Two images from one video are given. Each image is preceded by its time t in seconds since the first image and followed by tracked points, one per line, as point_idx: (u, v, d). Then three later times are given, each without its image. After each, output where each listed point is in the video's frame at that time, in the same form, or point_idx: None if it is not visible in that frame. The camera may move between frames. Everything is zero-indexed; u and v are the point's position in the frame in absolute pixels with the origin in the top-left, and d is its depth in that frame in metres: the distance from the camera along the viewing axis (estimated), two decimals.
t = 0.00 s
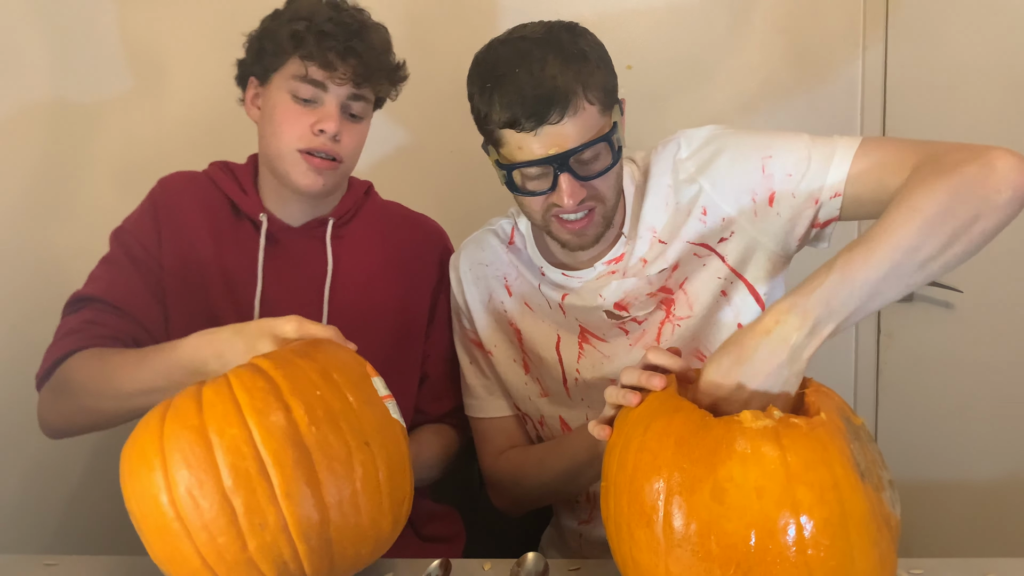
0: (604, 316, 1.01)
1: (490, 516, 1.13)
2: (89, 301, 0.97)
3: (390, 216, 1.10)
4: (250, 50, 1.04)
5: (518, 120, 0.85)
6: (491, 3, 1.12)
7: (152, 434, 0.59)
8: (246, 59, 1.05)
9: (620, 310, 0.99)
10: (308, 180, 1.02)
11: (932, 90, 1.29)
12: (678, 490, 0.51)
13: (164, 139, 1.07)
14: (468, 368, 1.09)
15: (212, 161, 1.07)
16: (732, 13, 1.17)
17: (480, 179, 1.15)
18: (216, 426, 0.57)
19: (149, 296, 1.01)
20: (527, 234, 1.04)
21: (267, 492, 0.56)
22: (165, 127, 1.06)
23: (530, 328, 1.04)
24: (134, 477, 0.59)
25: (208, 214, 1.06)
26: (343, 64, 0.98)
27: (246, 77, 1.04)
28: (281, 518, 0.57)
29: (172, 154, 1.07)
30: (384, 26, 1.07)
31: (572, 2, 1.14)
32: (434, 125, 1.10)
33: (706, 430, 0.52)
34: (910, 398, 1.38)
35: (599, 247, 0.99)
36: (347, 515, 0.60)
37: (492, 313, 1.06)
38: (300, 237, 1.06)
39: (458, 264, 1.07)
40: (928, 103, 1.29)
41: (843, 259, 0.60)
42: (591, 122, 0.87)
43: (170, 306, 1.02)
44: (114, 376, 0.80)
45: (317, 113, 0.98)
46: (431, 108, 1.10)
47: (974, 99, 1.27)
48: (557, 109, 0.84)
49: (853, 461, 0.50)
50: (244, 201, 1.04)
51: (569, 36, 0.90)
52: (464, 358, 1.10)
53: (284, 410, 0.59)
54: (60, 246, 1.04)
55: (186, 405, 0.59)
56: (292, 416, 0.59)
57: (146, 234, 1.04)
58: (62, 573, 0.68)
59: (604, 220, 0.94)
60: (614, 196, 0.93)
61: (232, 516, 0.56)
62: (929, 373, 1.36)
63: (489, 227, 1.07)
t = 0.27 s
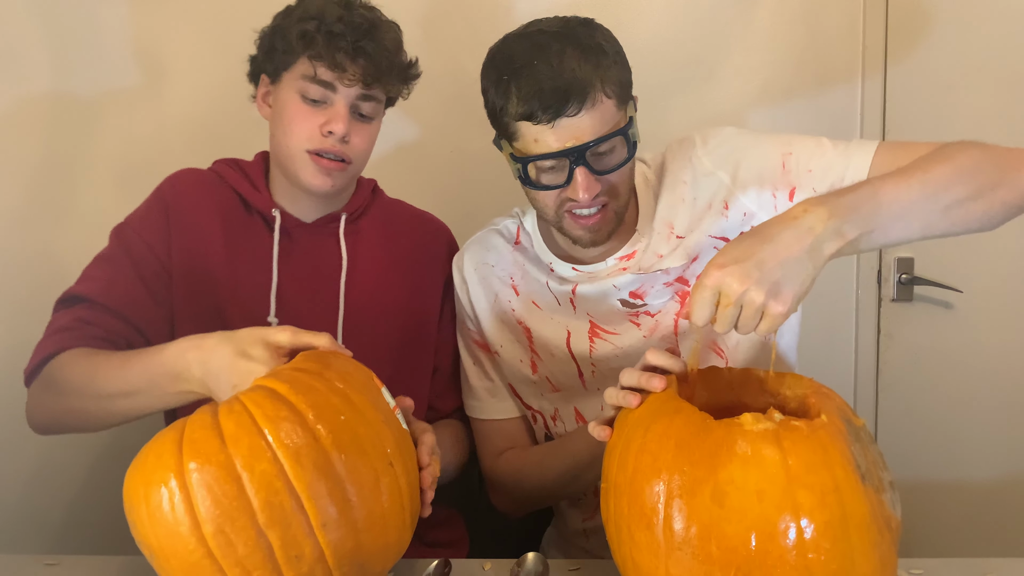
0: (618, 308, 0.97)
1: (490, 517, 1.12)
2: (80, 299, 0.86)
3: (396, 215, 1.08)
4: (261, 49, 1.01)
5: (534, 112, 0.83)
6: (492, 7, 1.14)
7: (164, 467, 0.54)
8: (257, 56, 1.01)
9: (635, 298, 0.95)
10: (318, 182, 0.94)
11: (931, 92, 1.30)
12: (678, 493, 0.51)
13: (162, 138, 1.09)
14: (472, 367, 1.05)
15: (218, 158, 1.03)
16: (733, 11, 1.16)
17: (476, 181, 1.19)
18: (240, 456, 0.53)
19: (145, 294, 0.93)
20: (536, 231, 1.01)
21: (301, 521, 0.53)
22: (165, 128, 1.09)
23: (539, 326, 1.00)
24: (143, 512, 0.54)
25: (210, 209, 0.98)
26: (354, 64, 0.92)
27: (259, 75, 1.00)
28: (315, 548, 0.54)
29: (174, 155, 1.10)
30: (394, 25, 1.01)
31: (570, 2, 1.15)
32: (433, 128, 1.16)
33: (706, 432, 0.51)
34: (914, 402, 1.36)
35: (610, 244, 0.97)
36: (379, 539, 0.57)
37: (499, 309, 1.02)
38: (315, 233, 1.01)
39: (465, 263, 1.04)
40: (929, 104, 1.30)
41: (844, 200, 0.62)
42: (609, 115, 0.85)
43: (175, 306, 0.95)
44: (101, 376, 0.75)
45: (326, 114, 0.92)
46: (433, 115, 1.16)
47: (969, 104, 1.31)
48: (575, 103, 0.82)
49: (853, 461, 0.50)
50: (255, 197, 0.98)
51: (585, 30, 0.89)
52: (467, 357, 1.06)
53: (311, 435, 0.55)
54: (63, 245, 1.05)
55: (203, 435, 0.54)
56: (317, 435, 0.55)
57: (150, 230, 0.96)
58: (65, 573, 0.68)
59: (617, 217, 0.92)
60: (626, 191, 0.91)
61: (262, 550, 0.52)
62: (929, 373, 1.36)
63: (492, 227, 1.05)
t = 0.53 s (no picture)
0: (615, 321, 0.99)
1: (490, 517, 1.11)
2: (86, 297, 0.86)
3: (396, 215, 1.08)
4: (264, 48, 1.01)
5: (546, 101, 0.84)
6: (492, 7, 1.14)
7: (168, 429, 0.58)
8: (263, 56, 1.01)
9: (632, 316, 0.97)
10: (317, 181, 0.94)
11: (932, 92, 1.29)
12: (678, 492, 0.51)
13: (164, 139, 1.09)
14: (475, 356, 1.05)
15: (220, 156, 1.04)
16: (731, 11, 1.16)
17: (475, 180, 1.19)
18: (236, 420, 0.57)
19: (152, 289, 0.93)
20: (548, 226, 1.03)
21: (287, 484, 0.56)
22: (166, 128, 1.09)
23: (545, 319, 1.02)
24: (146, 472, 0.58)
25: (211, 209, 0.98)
26: (356, 66, 0.92)
27: (262, 73, 1.00)
28: (299, 513, 0.57)
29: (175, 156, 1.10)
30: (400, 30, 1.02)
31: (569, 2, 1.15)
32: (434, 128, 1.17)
33: (707, 432, 0.51)
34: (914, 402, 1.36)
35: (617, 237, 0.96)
36: (362, 511, 0.60)
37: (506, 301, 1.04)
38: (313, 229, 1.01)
39: (478, 249, 1.06)
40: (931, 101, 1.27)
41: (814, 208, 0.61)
42: (620, 109, 0.85)
43: (176, 304, 0.95)
44: (113, 381, 0.77)
45: (327, 115, 0.91)
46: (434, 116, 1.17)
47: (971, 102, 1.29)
48: (586, 93, 0.83)
49: (853, 462, 0.50)
50: (255, 192, 0.99)
51: (604, 27, 0.90)
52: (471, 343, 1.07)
53: (303, 404, 0.59)
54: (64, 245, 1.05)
55: (205, 400, 0.59)
56: (309, 410, 0.60)
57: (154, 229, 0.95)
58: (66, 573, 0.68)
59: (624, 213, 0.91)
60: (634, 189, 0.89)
61: (249, 511, 0.56)
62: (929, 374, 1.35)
63: (506, 220, 1.07)
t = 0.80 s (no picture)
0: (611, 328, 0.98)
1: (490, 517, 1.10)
2: (82, 304, 0.88)
3: (392, 213, 1.08)
4: (260, 48, 1.00)
5: (555, 96, 0.83)
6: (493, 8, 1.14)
7: (160, 417, 0.60)
8: (255, 57, 1.01)
9: (627, 325, 0.96)
10: (318, 181, 0.93)
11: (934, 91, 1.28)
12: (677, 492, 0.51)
13: (164, 138, 1.09)
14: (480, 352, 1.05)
15: (216, 158, 1.04)
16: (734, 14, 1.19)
17: (475, 180, 1.18)
18: (226, 404, 0.58)
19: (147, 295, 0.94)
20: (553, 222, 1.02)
21: (276, 464, 0.57)
22: (166, 128, 1.09)
23: (548, 319, 1.01)
24: (140, 460, 0.59)
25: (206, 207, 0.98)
26: (356, 66, 0.92)
27: (257, 75, 1.00)
28: (289, 493, 0.57)
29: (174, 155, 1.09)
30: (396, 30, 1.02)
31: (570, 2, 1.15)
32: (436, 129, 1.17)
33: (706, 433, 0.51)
34: (914, 401, 1.36)
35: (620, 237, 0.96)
36: (353, 493, 0.60)
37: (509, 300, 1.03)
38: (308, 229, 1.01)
39: (485, 245, 1.05)
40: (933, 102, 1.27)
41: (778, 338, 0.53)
42: (630, 108, 0.85)
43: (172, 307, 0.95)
44: (111, 384, 0.78)
45: (327, 115, 0.92)
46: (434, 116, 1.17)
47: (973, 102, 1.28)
48: (596, 90, 0.82)
49: (852, 462, 0.50)
50: (249, 193, 0.99)
51: (618, 26, 0.88)
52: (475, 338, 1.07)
53: (290, 388, 0.60)
54: (64, 244, 1.05)
55: (196, 388, 0.60)
56: (299, 394, 0.60)
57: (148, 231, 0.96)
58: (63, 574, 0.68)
59: (629, 213, 0.90)
60: (641, 189, 0.89)
61: (240, 492, 0.56)
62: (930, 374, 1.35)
63: (511, 215, 1.06)
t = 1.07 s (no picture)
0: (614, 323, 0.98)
1: (490, 516, 1.10)
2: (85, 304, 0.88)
3: (387, 211, 1.08)
4: (257, 50, 1.00)
5: (574, 89, 0.82)
6: (493, 6, 1.14)
7: (168, 411, 0.60)
8: (251, 59, 1.01)
9: (632, 320, 0.96)
10: (317, 182, 0.94)
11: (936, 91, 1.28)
12: (676, 494, 0.51)
13: (163, 137, 1.09)
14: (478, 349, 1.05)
15: (215, 158, 1.05)
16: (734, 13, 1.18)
17: (474, 180, 1.18)
18: (234, 398, 0.59)
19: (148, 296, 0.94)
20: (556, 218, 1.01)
21: (282, 458, 0.57)
22: (168, 128, 1.09)
23: (547, 316, 1.01)
24: (145, 455, 0.60)
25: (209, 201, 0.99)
26: (353, 69, 0.92)
27: (255, 76, 1.00)
28: (295, 487, 0.57)
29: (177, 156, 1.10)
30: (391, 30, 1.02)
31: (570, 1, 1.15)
32: (439, 129, 1.17)
33: (705, 434, 0.51)
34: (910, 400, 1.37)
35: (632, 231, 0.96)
36: (357, 490, 0.60)
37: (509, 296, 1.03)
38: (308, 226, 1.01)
39: (483, 240, 1.05)
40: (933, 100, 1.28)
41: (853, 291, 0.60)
42: (650, 103, 0.83)
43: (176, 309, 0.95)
44: (113, 386, 0.78)
45: (325, 117, 0.92)
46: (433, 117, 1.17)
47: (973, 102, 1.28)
48: (617, 84, 0.81)
49: (852, 463, 0.50)
50: (251, 194, 0.99)
51: (640, 16, 0.86)
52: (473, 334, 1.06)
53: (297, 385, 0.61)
54: (64, 243, 1.05)
55: (204, 382, 0.61)
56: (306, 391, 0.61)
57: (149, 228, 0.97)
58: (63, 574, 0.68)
59: (642, 210, 0.90)
60: (655, 185, 0.89)
61: (246, 486, 0.56)
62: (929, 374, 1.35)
63: (512, 209, 1.05)
